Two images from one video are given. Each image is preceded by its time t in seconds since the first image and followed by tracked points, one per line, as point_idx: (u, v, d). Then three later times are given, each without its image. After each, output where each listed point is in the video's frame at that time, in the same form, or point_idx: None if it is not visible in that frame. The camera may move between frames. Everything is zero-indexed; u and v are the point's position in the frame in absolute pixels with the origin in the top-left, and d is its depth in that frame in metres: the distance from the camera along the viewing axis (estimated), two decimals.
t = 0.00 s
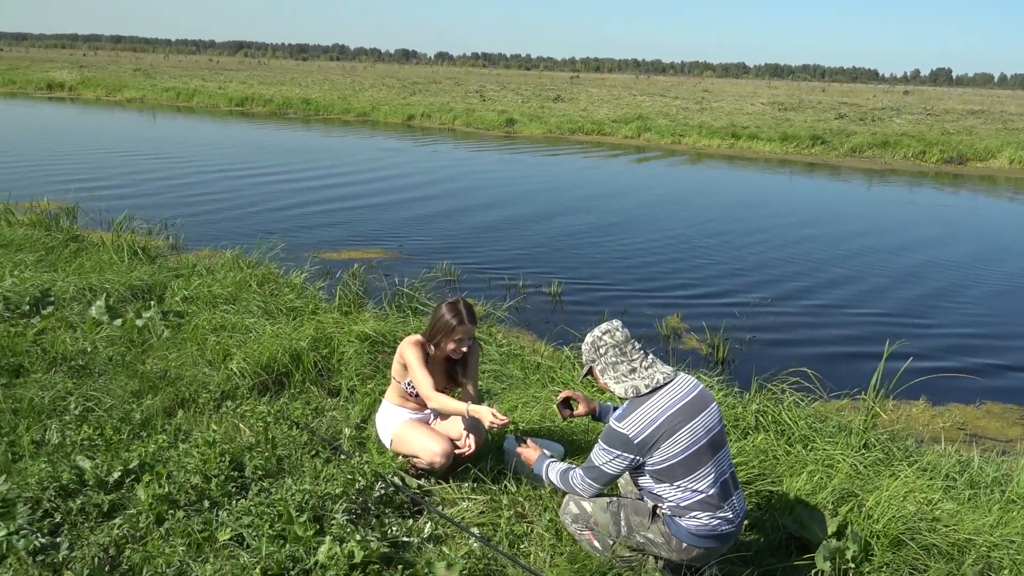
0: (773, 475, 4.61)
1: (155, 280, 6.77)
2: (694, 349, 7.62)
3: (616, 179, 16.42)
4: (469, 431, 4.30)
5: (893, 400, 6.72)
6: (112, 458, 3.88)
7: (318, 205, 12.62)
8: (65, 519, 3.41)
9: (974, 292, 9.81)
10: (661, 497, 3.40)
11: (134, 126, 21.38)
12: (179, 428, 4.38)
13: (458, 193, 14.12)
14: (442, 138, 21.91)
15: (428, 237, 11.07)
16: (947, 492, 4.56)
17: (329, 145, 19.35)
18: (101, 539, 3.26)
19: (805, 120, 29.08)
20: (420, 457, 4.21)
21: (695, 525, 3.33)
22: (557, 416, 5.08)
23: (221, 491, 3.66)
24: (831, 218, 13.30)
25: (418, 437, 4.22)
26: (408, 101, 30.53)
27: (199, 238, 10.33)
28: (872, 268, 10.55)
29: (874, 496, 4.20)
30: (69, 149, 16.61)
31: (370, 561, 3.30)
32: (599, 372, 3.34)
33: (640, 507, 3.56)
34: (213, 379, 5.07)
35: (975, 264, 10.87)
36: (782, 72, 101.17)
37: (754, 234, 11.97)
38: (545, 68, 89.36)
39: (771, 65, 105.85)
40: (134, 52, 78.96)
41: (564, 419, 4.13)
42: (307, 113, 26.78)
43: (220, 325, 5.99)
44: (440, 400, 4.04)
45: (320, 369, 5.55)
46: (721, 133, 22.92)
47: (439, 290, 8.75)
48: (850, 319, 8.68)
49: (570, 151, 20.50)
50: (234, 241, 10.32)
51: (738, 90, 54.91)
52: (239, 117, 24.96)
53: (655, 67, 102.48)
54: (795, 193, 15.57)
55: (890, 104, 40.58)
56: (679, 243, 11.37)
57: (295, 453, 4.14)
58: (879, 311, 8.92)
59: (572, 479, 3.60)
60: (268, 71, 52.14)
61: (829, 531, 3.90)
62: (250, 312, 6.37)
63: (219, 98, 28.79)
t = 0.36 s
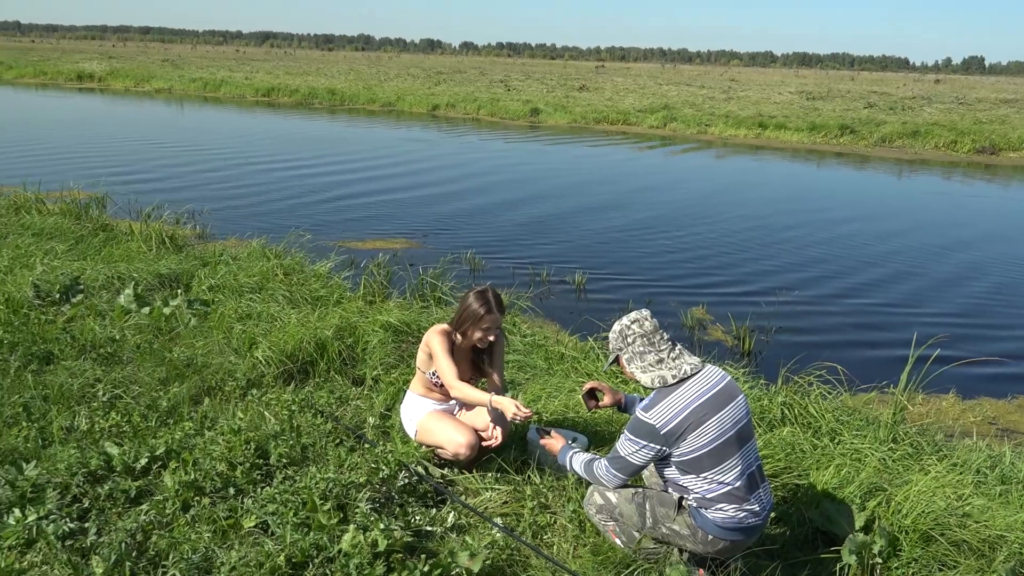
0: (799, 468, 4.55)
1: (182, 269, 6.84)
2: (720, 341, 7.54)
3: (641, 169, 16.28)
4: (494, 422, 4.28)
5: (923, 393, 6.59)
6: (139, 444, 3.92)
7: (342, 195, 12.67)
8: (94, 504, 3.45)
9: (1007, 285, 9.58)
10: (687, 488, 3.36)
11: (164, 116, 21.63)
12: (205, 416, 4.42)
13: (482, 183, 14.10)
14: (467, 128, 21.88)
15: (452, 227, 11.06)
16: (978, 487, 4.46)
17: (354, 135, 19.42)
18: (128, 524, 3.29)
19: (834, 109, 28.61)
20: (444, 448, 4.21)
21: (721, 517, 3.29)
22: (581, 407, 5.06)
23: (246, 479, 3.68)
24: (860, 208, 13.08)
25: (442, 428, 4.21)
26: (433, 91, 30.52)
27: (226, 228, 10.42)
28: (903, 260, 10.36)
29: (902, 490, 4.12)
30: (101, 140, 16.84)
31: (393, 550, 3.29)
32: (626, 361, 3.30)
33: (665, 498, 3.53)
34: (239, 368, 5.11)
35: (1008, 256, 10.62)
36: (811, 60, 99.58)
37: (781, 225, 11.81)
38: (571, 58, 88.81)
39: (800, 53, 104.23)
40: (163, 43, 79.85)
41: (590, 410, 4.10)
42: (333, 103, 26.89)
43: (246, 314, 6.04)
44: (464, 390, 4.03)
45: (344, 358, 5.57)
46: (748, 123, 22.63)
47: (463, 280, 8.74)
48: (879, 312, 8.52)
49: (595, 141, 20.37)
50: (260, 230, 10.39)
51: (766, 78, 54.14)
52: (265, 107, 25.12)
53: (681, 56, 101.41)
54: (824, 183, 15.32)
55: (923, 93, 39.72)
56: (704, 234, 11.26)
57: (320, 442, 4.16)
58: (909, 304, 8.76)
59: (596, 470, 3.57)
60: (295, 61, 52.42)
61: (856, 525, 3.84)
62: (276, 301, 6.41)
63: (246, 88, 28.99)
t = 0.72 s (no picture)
0: (824, 453, 4.48)
1: (205, 250, 6.86)
2: (743, 324, 7.45)
3: (663, 152, 16.10)
4: (515, 405, 4.25)
5: (951, 379, 6.46)
6: (163, 423, 3.94)
7: (363, 177, 12.65)
8: (119, 482, 3.48)
9: None
10: (710, 472, 3.32)
11: (187, 98, 21.73)
12: (228, 395, 4.44)
13: (503, 165, 14.02)
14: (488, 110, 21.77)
15: (473, 209, 11.00)
16: (1007, 473, 4.36)
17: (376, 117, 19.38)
18: (152, 501, 3.32)
19: (861, 91, 28.09)
20: (466, 430, 4.19)
21: (744, 500, 3.25)
22: (602, 390, 5.02)
23: (268, 458, 3.69)
24: (888, 192, 12.83)
25: (464, 411, 4.19)
26: (454, 73, 30.36)
27: (248, 209, 10.44)
28: (932, 243, 10.15)
29: (930, 476, 4.03)
30: (126, 122, 16.96)
31: (415, 531, 3.27)
32: (649, 343, 3.25)
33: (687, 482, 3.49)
34: (261, 348, 5.13)
35: None
36: (837, 42, 97.85)
37: (807, 208, 11.63)
38: (592, 40, 87.99)
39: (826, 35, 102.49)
40: (186, 26, 80.07)
41: (615, 393, 4.07)
42: (354, 85, 26.88)
43: (269, 294, 6.05)
44: (487, 371, 4.00)
45: (366, 339, 5.57)
46: (773, 105, 22.28)
47: (484, 262, 8.70)
48: (907, 296, 8.36)
49: (617, 123, 20.17)
50: (282, 211, 10.41)
51: (791, 60, 53.19)
52: (287, 89, 25.16)
53: (704, 37, 100.06)
54: (850, 166, 15.05)
55: (952, 76, 38.89)
56: (728, 217, 11.12)
57: (342, 422, 4.16)
58: (937, 289, 8.59)
59: (618, 452, 3.53)
60: (317, 43, 52.41)
61: (883, 511, 3.77)
62: (298, 281, 6.42)
63: (268, 70, 29.02)
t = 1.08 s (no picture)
0: (844, 443, 4.42)
1: (221, 237, 6.87)
2: (761, 312, 7.37)
3: (680, 138, 15.95)
4: (532, 394, 4.22)
5: (973, 367, 6.36)
6: (179, 410, 3.95)
7: (378, 164, 12.63)
8: (136, 469, 3.49)
9: None
10: (728, 462, 3.28)
11: (204, 86, 21.79)
12: (244, 382, 4.44)
13: (519, 152, 13.93)
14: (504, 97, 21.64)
15: (489, 197, 10.95)
16: None
17: (391, 104, 19.33)
18: (169, 489, 3.32)
19: (881, 76, 27.65)
20: (481, 419, 4.16)
21: (763, 491, 3.20)
22: (619, 378, 4.98)
23: (284, 446, 3.68)
24: (909, 178, 12.63)
25: (479, 400, 4.16)
26: (469, 59, 30.22)
27: (264, 196, 10.45)
28: (955, 231, 9.98)
29: (953, 467, 3.96)
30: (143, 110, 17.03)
31: (431, 519, 3.25)
32: (667, 332, 3.20)
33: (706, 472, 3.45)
34: (277, 335, 5.12)
35: None
36: (857, 26, 96.41)
37: (826, 196, 11.48)
38: (608, 25, 87.25)
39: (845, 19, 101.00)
40: (203, 14, 80.31)
41: (634, 383, 4.03)
42: (369, 72, 26.83)
43: (285, 281, 6.05)
44: (503, 360, 3.97)
45: (382, 327, 5.56)
46: (791, 90, 22.00)
47: (500, 249, 8.66)
48: (929, 285, 8.23)
49: (633, 109, 20.00)
50: (297, 198, 10.41)
51: (810, 45, 52.43)
52: (303, 76, 25.14)
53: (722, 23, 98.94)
54: (870, 152, 14.82)
55: (975, 60, 38.16)
56: (746, 205, 11.00)
57: (358, 410, 4.15)
58: (960, 277, 8.45)
59: (636, 441, 3.49)
60: (332, 30, 52.35)
61: (904, 502, 3.70)
62: (314, 269, 6.42)
63: (284, 58, 29.03)
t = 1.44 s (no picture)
0: (856, 441, 4.36)
1: (224, 235, 6.81)
2: (768, 308, 7.29)
3: (685, 133, 15.85)
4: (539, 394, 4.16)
5: (984, 364, 6.29)
6: (182, 412, 3.90)
7: (382, 161, 12.57)
8: (138, 472, 3.44)
9: None
10: (740, 463, 3.22)
11: (207, 83, 21.73)
12: (248, 383, 4.39)
13: (522, 147, 13.86)
14: (507, 92, 21.54)
15: (493, 193, 10.88)
16: None
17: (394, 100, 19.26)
18: (172, 493, 3.28)
19: (886, 69, 27.50)
20: (488, 420, 4.11)
21: (776, 493, 3.14)
22: (627, 376, 4.92)
23: (289, 448, 3.63)
24: (916, 172, 12.53)
25: (485, 400, 4.10)
26: (472, 55, 30.11)
27: (267, 193, 10.39)
28: (963, 226, 9.89)
29: (968, 466, 3.89)
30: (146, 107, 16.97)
31: (438, 523, 3.19)
32: (678, 330, 3.12)
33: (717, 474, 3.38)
34: (281, 334, 5.06)
35: None
36: (861, 20, 96.00)
37: (833, 191, 11.39)
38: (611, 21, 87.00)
39: (849, 13, 100.57)
40: (205, 11, 80.22)
41: (644, 383, 3.97)
42: (372, 68, 26.75)
43: (288, 280, 6.00)
44: (510, 360, 3.90)
45: (386, 325, 5.50)
46: (795, 84, 21.87)
47: (504, 246, 8.60)
48: (938, 281, 8.15)
49: (636, 104, 19.90)
50: (300, 196, 10.35)
51: (813, 39, 52.21)
52: (306, 72, 25.06)
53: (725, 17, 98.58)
54: (876, 146, 14.72)
55: (980, 53, 37.95)
56: (752, 201, 10.92)
57: (363, 410, 4.09)
58: (969, 273, 8.36)
59: (645, 442, 3.43)
60: (335, 27, 52.26)
61: (918, 502, 3.63)
62: (318, 267, 6.36)
63: (286, 54, 28.96)
